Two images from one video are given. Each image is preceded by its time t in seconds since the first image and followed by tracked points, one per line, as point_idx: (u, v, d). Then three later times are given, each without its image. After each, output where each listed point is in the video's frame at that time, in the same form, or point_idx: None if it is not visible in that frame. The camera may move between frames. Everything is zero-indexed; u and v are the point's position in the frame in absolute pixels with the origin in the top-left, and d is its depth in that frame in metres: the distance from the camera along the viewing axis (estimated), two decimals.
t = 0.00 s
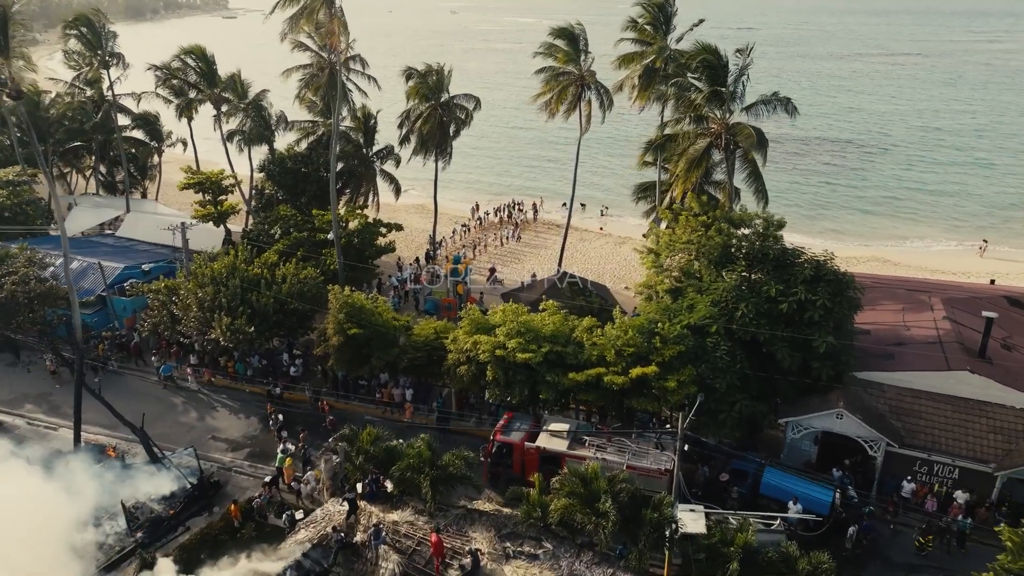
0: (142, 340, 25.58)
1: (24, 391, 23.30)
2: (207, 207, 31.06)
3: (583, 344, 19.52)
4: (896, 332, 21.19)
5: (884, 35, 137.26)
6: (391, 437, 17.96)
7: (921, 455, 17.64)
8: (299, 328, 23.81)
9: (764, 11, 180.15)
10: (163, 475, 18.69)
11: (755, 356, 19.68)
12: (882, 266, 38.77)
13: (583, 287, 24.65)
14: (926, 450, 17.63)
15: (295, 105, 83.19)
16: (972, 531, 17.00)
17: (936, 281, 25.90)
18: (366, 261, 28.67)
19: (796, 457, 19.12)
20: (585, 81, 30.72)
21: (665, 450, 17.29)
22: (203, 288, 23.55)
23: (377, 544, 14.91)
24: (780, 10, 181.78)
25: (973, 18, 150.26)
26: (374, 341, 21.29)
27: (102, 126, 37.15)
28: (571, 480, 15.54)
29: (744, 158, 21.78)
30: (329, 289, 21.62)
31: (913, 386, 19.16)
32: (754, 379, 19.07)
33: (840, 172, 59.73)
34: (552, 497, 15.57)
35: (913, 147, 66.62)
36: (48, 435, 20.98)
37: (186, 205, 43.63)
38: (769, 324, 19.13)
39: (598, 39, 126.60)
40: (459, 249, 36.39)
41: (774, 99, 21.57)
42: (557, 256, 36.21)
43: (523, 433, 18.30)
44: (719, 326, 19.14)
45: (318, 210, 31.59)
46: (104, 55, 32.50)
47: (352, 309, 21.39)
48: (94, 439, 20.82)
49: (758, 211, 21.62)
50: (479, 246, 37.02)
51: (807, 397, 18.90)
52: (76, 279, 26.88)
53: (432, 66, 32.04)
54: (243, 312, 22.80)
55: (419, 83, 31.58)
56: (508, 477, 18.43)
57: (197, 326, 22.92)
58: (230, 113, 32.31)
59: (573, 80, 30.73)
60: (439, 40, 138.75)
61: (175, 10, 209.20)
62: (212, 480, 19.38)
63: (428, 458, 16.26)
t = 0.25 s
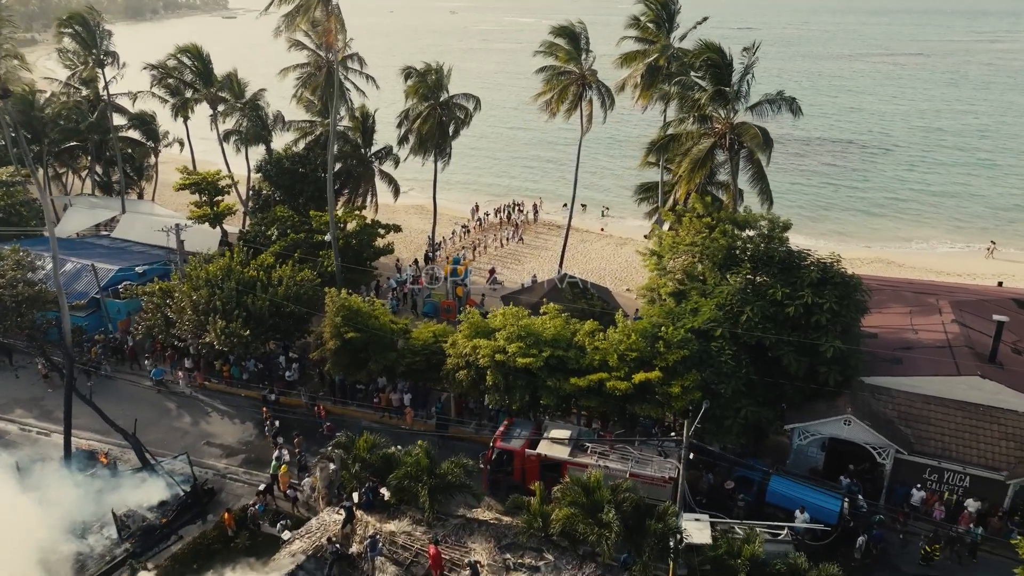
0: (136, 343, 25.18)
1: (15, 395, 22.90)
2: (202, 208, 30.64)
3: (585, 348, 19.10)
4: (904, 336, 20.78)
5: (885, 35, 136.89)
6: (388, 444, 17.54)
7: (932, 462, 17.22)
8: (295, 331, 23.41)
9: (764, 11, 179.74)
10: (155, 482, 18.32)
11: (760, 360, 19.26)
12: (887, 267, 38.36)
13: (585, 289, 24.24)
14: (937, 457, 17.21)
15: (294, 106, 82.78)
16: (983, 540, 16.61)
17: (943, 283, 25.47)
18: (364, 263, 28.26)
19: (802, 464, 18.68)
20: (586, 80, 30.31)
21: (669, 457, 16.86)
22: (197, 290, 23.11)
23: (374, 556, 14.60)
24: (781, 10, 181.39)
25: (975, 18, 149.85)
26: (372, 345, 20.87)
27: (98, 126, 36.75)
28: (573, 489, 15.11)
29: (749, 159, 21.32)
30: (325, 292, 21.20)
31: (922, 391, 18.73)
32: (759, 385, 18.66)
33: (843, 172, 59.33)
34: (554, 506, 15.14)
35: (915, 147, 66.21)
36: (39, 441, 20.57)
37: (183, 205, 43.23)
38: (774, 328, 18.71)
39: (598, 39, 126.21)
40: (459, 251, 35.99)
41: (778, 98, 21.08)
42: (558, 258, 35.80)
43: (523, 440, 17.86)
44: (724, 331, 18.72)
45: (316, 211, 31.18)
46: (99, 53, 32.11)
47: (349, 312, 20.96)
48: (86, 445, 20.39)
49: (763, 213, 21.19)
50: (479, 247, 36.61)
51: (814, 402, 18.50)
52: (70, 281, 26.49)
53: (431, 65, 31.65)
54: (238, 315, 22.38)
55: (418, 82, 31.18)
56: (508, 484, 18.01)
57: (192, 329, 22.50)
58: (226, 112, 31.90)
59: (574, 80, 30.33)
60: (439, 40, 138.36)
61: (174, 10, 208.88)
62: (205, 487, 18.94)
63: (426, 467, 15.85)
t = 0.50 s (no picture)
0: (130, 347, 24.77)
1: (6, 400, 22.48)
2: (198, 209, 30.23)
3: (587, 352, 18.67)
4: (913, 340, 20.34)
5: (886, 35, 136.49)
6: (385, 451, 17.12)
7: (943, 470, 16.78)
8: (291, 334, 22.98)
9: (765, 11, 179.42)
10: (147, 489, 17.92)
11: (766, 365, 18.83)
12: (891, 269, 37.98)
13: (586, 292, 23.82)
14: (948, 465, 16.77)
15: (293, 106, 82.39)
16: (996, 550, 16.19)
17: (951, 285, 25.05)
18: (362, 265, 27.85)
19: (809, 471, 18.26)
20: (587, 79, 29.89)
21: (673, 465, 16.43)
22: (192, 293, 22.69)
23: (370, 570, 14.26)
24: (781, 10, 181.03)
25: (976, 18, 149.43)
26: (369, 349, 20.44)
27: (93, 126, 36.33)
28: (575, 499, 14.66)
29: (754, 159, 20.87)
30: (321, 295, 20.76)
31: (932, 397, 18.29)
32: (765, 390, 18.23)
33: (845, 173, 58.94)
34: (556, 517, 14.72)
35: (918, 147, 65.81)
36: (29, 447, 20.15)
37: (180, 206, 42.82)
38: (781, 332, 18.28)
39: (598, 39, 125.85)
40: (458, 252, 35.58)
41: (783, 97, 20.66)
42: (558, 259, 35.40)
43: (523, 447, 17.40)
44: (729, 335, 18.30)
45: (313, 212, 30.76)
46: (94, 52, 31.70)
47: (345, 315, 20.53)
48: (77, 452, 19.96)
49: (768, 214, 20.75)
50: (479, 248, 36.20)
51: (822, 408, 18.07)
52: (63, 283, 26.07)
53: (430, 64, 31.26)
54: (233, 318, 21.95)
55: (417, 81, 30.76)
56: (508, 492, 17.58)
57: (186, 332, 22.07)
58: (223, 112, 31.48)
59: (575, 79, 29.91)
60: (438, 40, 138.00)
61: (173, 10, 208.50)
62: (198, 495, 18.50)
63: (424, 476, 15.42)
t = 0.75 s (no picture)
0: (124, 350, 24.35)
1: None
2: (194, 210, 29.80)
3: (589, 357, 18.24)
4: (922, 344, 19.92)
5: (887, 35, 136.07)
6: (382, 459, 16.69)
7: (954, 479, 16.32)
8: (287, 338, 22.56)
9: (765, 11, 179.01)
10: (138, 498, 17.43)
11: (772, 370, 18.39)
12: (897, 271, 37.54)
13: (588, 295, 23.40)
14: (959, 473, 16.32)
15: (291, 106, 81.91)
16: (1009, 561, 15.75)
17: (959, 288, 24.62)
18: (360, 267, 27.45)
19: (816, 478, 17.85)
20: (588, 78, 29.47)
21: (678, 473, 15.99)
22: (186, 296, 22.26)
23: None
24: (782, 10, 180.60)
25: (978, 18, 149.01)
26: (367, 354, 20.01)
27: (88, 126, 35.87)
28: (578, 509, 14.22)
29: (759, 159, 20.42)
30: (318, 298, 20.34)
31: (942, 403, 17.86)
32: (771, 396, 17.80)
33: (848, 173, 58.51)
34: (557, 528, 14.28)
35: (921, 148, 65.37)
36: (19, 453, 19.73)
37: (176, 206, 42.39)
38: (788, 336, 17.86)
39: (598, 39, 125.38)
40: (457, 253, 35.17)
41: (788, 96, 20.21)
42: (559, 261, 34.98)
43: (524, 455, 16.98)
44: (735, 339, 17.87)
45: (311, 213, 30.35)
46: (88, 51, 31.27)
47: (342, 319, 20.10)
48: (68, 458, 19.51)
49: (773, 215, 20.33)
50: (479, 249, 35.78)
51: (830, 414, 17.64)
52: (56, 285, 25.63)
53: (429, 63, 30.84)
54: (227, 322, 21.52)
55: (415, 80, 30.31)
56: (509, 501, 17.18)
57: (180, 336, 21.64)
58: (219, 111, 31.05)
59: (577, 78, 29.49)
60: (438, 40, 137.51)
61: (173, 10, 208.05)
62: (192, 503, 18.06)
63: (422, 485, 14.99)
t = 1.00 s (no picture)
0: (117, 354, 23.92)
1: None
2: (190, 211, 29.36)
3: (591, 361, 17.79)
4: (932, 348, 19.48)
5: (889, 34, 135.59)
6: (379, 467, 16.25)
7: (967, 487, 15.86)
8: (283, 341, 22.11)
9: (766, 10, 178.58)
10: (129, 507, 16.97)
11: (779, 375, 17.96)
12: (901, 272, 37.14)
13: (590, 298, 22.95)
14: (972, 482, 15.86)
15: (290, 106, 81.45)
16: None
17: (967, 290, 24.20)
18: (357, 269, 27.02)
19: (823, 486, 17.40)
20: (590, 77, 29.05)
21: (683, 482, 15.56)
22: (180, 299, 21.82)
23: None
24: (782, 10, 180.19)
25: (979, 18, 148.52)
26: (364, 359, 19.56)
27: (83, 125, 35.43)
28: (580, 521, 13.78)
29: (765, 159, 19.96)
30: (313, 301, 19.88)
31: (954, 409, 17.41)
32: (778, 402, 17.37)
33: (850, 173, 58.09)
34: (559, 539, 13.83)
35: (924, 148, 64.96)
36: (8, 460, 19.29)
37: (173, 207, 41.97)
38: (795, 341, 17.43)
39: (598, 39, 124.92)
40: (457, 255, 34.75)
41: (794, 94, 19.73)
42: (560, 262, 34.57)
43: (525, 463, 16.55)
44: (741, 344, 17.43)
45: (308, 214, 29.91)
46: (82, 49, 30.82)
47: (338, 323, 19.65)
48: (58, 465, 19.06)
49: (779, 216, 19.88)
50: (478, 250, 35.32)
51: (838, 421, 17.20)
52: (49, 287, 25.17)
53: (429, 62, 30.39)
54: (222, 325, 21.08)
55: (414, 79, 29.82)
56: (509, 510, 16.75)
57: (173, 340, 21.20)
58: (215, 111, 30.60)
59: (578, 77, 29.07)
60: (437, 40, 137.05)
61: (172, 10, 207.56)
62: (184, 512, 17.61)
63: (419, 495, 14.54)
